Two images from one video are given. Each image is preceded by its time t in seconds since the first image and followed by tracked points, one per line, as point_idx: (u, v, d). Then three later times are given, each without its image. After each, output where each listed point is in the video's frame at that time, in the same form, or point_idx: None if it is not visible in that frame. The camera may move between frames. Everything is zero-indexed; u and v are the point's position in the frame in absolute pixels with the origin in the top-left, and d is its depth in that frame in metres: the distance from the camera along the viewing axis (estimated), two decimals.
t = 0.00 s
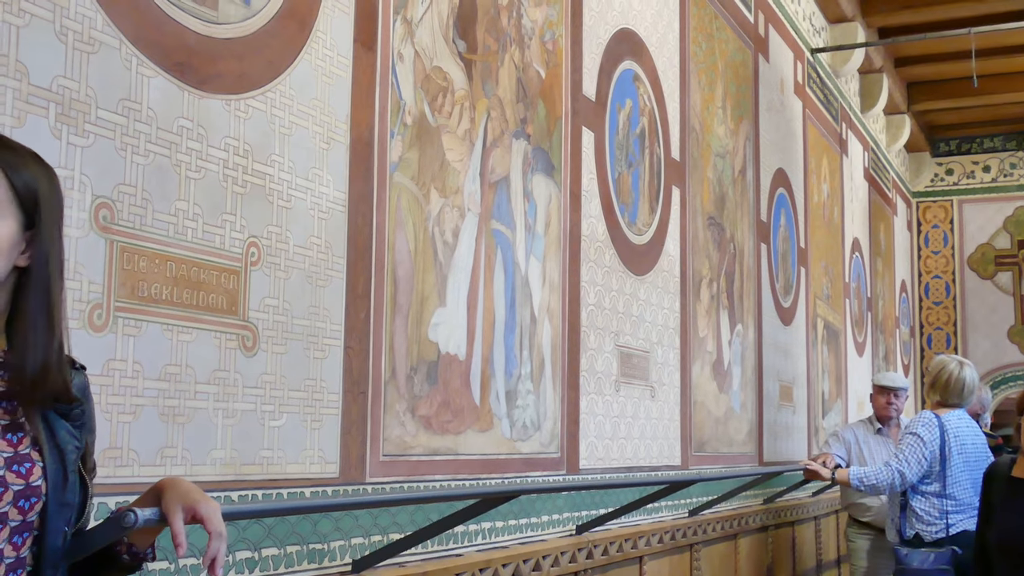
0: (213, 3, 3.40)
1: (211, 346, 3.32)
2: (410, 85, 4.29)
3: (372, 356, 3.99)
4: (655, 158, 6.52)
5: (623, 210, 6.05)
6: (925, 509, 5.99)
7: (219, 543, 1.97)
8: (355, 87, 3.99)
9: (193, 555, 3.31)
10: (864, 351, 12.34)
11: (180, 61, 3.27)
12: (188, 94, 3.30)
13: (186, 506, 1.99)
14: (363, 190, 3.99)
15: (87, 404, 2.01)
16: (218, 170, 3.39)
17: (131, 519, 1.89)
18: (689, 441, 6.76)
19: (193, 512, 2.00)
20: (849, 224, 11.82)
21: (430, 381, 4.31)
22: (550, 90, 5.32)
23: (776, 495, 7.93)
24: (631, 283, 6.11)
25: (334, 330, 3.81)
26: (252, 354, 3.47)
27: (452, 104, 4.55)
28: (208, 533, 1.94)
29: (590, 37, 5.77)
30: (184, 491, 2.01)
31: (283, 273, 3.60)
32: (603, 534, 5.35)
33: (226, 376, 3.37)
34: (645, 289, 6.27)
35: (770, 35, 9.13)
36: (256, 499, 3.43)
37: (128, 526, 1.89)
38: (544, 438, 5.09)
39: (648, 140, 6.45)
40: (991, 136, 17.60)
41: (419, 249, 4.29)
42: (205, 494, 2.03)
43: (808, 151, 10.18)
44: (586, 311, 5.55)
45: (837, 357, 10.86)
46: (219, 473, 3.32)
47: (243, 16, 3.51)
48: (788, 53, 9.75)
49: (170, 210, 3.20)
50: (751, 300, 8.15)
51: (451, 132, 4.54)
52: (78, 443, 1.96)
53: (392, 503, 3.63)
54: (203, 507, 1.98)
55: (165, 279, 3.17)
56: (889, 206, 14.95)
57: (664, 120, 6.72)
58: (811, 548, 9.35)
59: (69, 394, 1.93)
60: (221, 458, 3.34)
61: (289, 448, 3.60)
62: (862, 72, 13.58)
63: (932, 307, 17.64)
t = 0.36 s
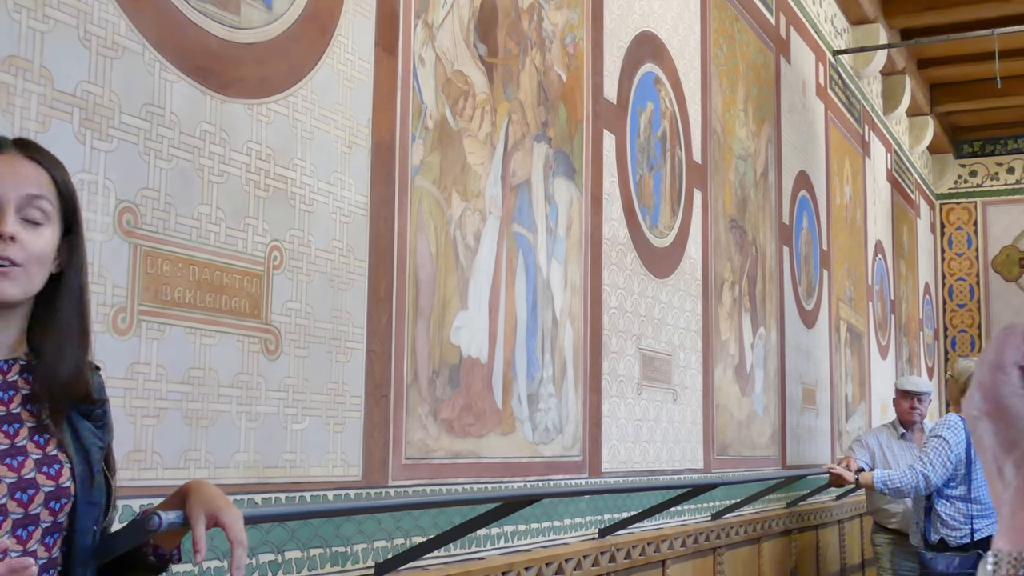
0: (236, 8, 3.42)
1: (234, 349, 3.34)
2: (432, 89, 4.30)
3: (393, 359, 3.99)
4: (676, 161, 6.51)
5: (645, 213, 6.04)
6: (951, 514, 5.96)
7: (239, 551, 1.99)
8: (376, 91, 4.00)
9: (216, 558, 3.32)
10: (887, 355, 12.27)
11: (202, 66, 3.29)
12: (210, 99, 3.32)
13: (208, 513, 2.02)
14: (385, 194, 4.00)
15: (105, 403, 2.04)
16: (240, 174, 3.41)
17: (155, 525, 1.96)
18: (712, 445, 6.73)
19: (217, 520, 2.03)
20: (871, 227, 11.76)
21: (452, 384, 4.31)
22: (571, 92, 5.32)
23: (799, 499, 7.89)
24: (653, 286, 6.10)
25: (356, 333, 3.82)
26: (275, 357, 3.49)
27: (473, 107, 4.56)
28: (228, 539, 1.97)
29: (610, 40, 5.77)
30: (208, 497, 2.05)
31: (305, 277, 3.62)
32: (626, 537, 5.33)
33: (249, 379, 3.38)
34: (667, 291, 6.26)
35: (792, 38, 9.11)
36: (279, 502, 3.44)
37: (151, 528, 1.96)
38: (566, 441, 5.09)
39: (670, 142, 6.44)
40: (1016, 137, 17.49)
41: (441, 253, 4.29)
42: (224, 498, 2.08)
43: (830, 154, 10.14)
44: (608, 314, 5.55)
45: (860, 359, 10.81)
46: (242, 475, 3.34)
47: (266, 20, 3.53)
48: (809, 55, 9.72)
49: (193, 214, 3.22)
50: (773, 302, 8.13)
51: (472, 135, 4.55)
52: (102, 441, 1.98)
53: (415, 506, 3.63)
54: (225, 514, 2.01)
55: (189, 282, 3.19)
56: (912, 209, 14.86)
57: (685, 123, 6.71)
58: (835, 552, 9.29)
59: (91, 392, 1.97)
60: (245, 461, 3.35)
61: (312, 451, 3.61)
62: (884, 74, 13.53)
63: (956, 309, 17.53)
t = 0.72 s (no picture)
0: (262, 13, 3.44)
1: (261, 352, 3.35)
2: (457, 92, 4.32)
3: (419, 362, 4.00)
4: (702, 163, 6.50)
5: (670, 216, 6.03)
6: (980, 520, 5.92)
7: (267, 549, 2.07)
8: (402, 95, 4.02)
9: (244, 559, 3.34)
10: (915, 357, 12.18)
11: (229, 71, 3.31)
12: (237, 103, 3.34)
13: (235, 513, 2.10)
14: (410, 197, 4.01)
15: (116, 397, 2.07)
16: (267, 178, 3.43)
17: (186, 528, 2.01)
18: (738, 448, 6.71)
19: (243, 520, 2.12)
20: (899, 229, 11.68)
21: (477, 387, 4.32)
22: (595, 95, 5.32)
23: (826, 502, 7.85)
24: (678, 288, 6.08)
25: (382, 336, 3.83)
26: (301, 360, 3.50)
27: (498, 110, 4.57)
28: (256, 537, 2.06)
29: (635, 42, 5.77)
30: (235, 498, 2.13)
31: (331, 280, 3.63)
32: (652, 540, 5.32)
33: (275, 382, 3.40)
34: (692, 294, 6.24)
35: (818, 39, 9.07)
36: (306, 504, 3.46)
37: (181, 530, 2.02)
38: (592, 443, 5.09)
39: (695, 145, 6.43)
40: None
41: (466, 256, 4.30)
42: (252, 500, 2.17)
43: (857, 155, 10.08)
44: (633, 317, 5.54)
45: (888, 362, 10.74)
46: (269, 478, 3.35)
47: (292, 25, 3.54)
48: (836, 56, 9.67)
49: (220, 218, 3.24)
50: (800, 304, 8.08)
51: (497, 138, 4.55)
52: (121, 435, 2.02)
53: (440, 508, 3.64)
54: (252, 515, 2.10)
55: (216, 286, 3.21)
56: (940, 211, 14.75)
57: (710, 125, 6.69)
58: (863, 556, 9.23)
59: (108, 387, 2.00)
60: (271, 463, 3.37)
61: (338, 454, 3.62)
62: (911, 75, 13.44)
63: (985, 311, 17.36)
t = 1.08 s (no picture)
0: (286, 16, 3.45)
1: (285, 354, 3.36)
2: (480, 95, 4.32)
3: (442, 364, 4.01)
4: (725, 165, 6.49)
5: (693, 218, 6.02)
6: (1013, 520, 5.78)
7: (295, 557, 2.01)
8: (425, 97, 4.02)
9: (267, 561, 3.35)
10: (940, 359, 12.11)
11: (253, 75, 3.33)
12: (261, 106, 3.35)
13: (262, 519, 2.04)
14: (433, 200, 4.02)
15: (138, 406, 2.02)
16: (291, 180, 3.44)
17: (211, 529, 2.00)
18: (762, 450, 6.69)
19: (270, 525, 2.05)
20: (924, 230, 11.61)
21: (501, 389, 4.32)
22: (619, 98, 5.31)
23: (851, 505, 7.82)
24: (702, 290, 6.07)
25: (405, 338, 3.84)
26: (325, 362, 3.51)
27: (521, 112, 4.57)
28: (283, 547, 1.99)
29: (659, 44, 5.75)
30: (260, 503, 2.06)
31: (355, 282, 3.64)
32: (675, 543, 5.31)
33: (299, 384, 3.41)
34: (716, 296, 6.23)
35: (843, 40, 9.02)
36: (330, 506, 3.47)
37: (205, 532, 2.00)
38: (615, 446, 5.08)
39: (719, 146, 6.41)
40: None
41: (489, 258, 4.31)
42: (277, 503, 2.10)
43: (882, 156, 10.02)
44: (657, 319, 5.53)
45: (913, 364, 10.68)
46: (293, 480, 3.36)
47: (316, 28, 3.55)
48: (860, 57, 9.62)
49: (245, 220, 3.25)
50: (824, 306, 8.05)
51: (521, 141, 4.56)
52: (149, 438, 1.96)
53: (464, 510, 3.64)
54: (278, 521, 2.03)
55: (241, 288, 3.22)
56: (965, 212, 14.65)
57: (734, 126, 6.68)
58: (887, 558, 9.18)
59: (136, 392, 1.96)
60: (295, 465, 3.38)
61: (362, 455, 3.63)
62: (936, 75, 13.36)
63: (1011, 313, 17.23)
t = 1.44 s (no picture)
0: (308, 19, 3.46)
1: (308, 356, 3.38)
2: (501, 96, 4.33)
3: (463, 364, 4.02)
4: (746, 166, 6.48)
5: (714, 219, 6.01)
6: None
7: (319, 560, 1.97)
8: (446, 99, 4.03)
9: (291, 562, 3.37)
10: (964, 361, 12.05)
11: (275, 77, 3.34)
12: (283, 108, 3.37)
13: (286, 521, 2.00)
14: (454, 201, 4.03)
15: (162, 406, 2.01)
16: (313, 182, 3.45)
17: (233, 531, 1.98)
18: (783, 451, 6.68)
19: (295, 528, 2.01)
20: (946, 231, 11.55)
21: (522, 390, 4.33)
22: (640, 98, 5.31)
23: (873, 506, 7.79)
24: (723, 291, 6.06)
25: (426, 339, 3.84)
26: (347, 363, 3.52)
27: (542, 113, 4.58)
28: (307, 551, 1.95)
29: (680, 45, 5.75)
30: (285, 505, 2.02)
31: (376, 284, 3.65)
32: (696, 544, 5.31)
33: (321, 385, 3.42)
34: (737, 297, 6.22)
35: (865, 40, 8.98)
36: (352, 507, 3.48)
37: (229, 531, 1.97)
38: (636, 447, 5.08)
39: (740, 147, 6.41)
40: None
41: (510, 259, 4.31)
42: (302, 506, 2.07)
43: (904, 157, 9.98)
44: (678, 320, 5.52)
45: (935, 366, 10.63)
46: (315, 481, 3.38)
47: (338, 30, 3.57)
48: (882, 57, 9.58)
49: (267, 222, 3.27)
50: (846, 307, 8.02)
51: (542, 142, 4.56)
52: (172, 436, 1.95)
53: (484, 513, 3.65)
54: (302, 524, 1.99)
55: (263, 289, 3.23)
56: (988, 212, 14.56)
57: (755, 127, 6.66)
58: (910, 561, 9.14)
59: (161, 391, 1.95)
60: (317, 466, 3.39)
61: (383, 456, 3.64)
62: (958, 76, 13.29)
63: None
